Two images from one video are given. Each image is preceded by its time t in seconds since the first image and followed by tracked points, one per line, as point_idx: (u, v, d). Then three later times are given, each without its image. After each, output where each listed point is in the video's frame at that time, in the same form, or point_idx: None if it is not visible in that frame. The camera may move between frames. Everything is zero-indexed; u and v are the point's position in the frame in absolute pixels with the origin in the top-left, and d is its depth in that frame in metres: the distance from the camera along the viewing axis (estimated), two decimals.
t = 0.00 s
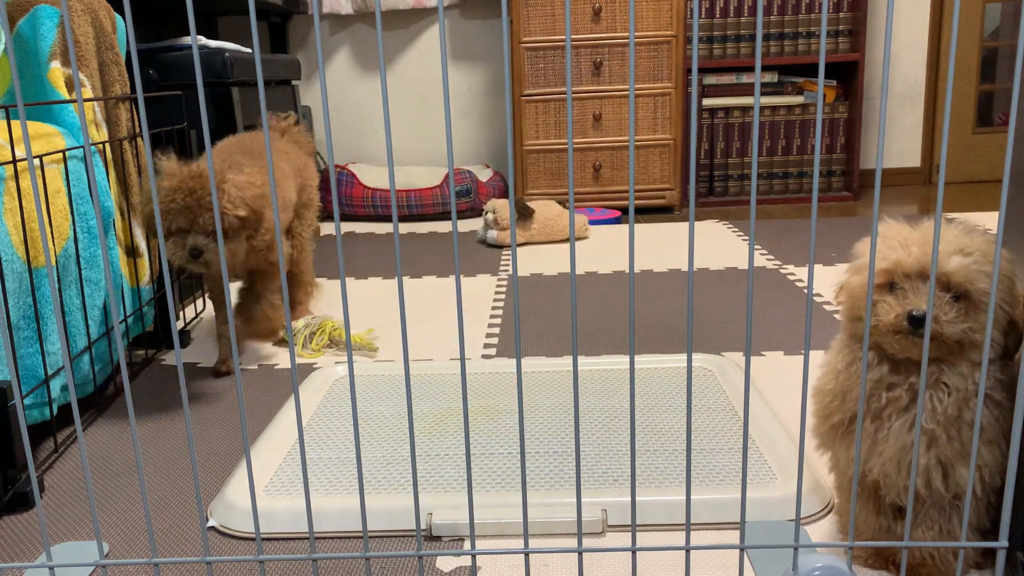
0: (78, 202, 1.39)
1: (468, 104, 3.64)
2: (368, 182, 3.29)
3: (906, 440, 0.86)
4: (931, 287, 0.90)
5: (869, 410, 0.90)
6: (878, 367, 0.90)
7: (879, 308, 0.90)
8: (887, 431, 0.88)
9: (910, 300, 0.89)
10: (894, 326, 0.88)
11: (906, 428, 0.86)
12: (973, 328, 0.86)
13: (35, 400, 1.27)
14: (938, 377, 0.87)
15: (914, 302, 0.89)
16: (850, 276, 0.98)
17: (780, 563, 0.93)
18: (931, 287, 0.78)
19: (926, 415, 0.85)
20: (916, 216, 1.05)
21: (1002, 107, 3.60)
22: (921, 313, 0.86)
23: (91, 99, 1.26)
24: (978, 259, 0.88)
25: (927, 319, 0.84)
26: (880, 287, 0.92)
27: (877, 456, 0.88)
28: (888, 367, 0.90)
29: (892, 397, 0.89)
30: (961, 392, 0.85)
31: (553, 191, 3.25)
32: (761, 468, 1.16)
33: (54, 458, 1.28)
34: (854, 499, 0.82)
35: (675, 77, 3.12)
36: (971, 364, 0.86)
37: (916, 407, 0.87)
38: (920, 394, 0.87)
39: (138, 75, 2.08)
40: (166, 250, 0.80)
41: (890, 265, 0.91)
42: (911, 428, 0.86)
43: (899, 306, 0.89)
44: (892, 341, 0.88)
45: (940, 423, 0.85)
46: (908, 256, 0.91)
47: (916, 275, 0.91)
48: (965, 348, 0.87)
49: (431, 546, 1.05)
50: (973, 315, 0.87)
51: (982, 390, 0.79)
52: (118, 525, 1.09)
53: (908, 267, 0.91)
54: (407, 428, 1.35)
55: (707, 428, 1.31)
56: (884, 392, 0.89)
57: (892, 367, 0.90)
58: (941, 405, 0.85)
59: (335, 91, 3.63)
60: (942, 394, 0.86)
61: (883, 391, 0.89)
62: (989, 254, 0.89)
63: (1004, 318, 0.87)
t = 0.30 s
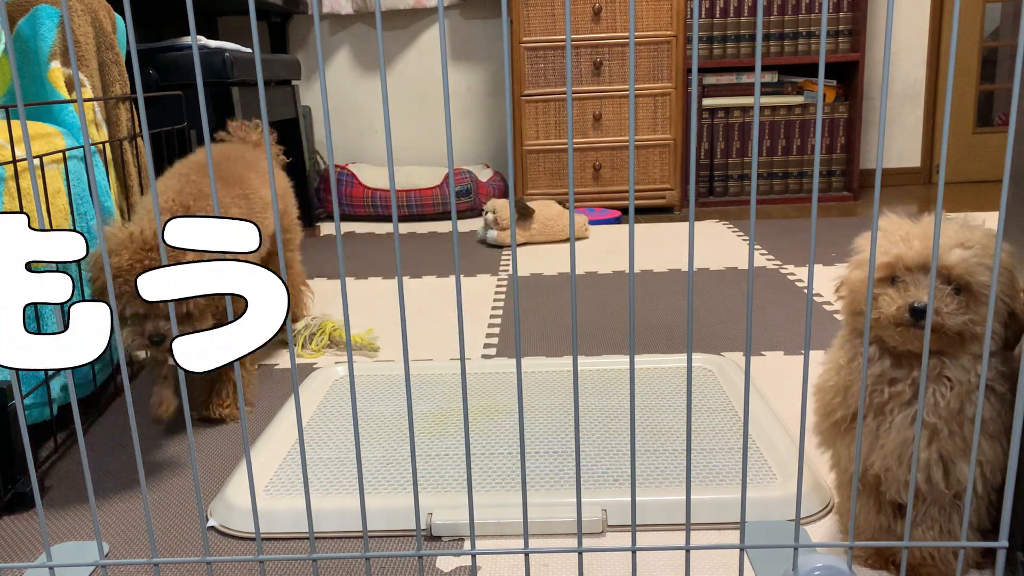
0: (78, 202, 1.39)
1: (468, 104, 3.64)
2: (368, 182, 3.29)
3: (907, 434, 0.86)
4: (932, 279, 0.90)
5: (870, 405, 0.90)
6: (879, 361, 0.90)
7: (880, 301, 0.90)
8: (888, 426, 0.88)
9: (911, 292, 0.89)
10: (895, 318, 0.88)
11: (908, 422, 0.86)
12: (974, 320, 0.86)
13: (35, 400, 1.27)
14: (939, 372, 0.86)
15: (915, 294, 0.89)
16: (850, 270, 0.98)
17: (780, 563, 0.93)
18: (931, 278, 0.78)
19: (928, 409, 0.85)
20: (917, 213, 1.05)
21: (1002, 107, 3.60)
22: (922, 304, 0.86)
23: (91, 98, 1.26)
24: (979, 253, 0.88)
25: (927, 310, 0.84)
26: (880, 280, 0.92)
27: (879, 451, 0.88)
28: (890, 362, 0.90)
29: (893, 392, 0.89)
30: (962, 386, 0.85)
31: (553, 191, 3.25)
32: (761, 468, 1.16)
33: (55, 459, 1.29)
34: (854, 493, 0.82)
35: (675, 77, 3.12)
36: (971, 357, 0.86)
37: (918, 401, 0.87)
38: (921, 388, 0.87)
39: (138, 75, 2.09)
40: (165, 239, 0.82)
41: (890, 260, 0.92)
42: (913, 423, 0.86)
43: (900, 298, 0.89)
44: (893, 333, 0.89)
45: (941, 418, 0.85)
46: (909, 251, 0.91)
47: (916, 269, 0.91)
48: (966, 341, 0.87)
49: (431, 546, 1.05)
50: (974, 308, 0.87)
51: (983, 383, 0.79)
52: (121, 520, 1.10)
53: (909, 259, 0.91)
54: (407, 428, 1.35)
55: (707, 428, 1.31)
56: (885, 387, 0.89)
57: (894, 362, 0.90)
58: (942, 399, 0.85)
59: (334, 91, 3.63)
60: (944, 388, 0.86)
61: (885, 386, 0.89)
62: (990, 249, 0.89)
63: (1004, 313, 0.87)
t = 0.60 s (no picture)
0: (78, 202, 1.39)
1: (468, 104, 3.64)
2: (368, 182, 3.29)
3: (907, 435, 0.86)
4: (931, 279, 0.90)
5: (871, 406, 0.90)
6: (879, 362, 0.90)
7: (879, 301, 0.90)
8: (889, 426, 0.88)
9: (911, 292, 0.89)
10: (894, 318, 0.88)
11: (908, 423, 0.86)
12: (974, 319, 0.86)
13: (35, 400, 1.27)
14: (939, 373, 0.86)
15: (914, 293, 0.89)
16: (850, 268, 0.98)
17: (780, 563, 0.93)
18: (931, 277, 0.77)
19: (928, 410, 0.85)
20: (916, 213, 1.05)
21: (1002, 107, 3.60)
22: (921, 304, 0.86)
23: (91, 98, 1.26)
24: (978, 254, 0.88)
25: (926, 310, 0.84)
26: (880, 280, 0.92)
27: (878, 451, 0.88)
28: (890, 362, 0.90)
29: (893, 392, 0.89)
30: (962, 387, 0.85)
31: (553, 192, 3.25)
32: (761, 468, 1.16)
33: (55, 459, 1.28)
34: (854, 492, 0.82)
35: (675, 77, 3.12)
36: (972, 357, 0.86)
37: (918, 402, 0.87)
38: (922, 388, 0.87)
39: (139, 75, 2.09)
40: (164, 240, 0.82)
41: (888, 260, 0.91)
42: (913, 423, 0.86)
43: (899, 298, 0.89)
44: (892, 333, 0.89)
45: (941, 419, 0.85)
46: (908, 250, 0.91)
47: (915, 269, 0.91)
48: (965, 340, 0.87)
49: (431, 546, 1.05)
50: (975, 307, 0.87)
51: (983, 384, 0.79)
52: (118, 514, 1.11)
53: (908, 260, 0.91)
54: (407, 428, 1.35)
55: (707, 428, 1.31)
56: (886, 387, 0.89)
57: (894, 362, 0.90)
58: (942, 400, 0.85)
59: (334, 91, 3.63)
60: (944, 389, 0.86)
61: (885, 386, 0.89)
62: (989, 249, 0.89)
63: (1004, 313, 0.87)
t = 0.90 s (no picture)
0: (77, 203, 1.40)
1: (468, 104, 3.64)
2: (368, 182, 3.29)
3: (906, 443, 0.86)
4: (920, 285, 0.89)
5: (870, 414, 0.90)
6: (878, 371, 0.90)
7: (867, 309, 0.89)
8: (889, 435, 0.88)
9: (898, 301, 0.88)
10: (880, 328, 0.87)
11: (909, 433, 0.86)
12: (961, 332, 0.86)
13: (35, 400, 1.27)
14: (939, 384, 0.86)
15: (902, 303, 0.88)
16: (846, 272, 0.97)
17: (781, 563, 0.93)
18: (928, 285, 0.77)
19: (928, 420, 0.85)
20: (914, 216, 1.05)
21: (1002, 108, 3.60)
22: (909, 314, 0.86)
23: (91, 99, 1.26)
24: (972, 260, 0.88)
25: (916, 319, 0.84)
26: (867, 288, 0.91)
27: (876, 459, 0.89)
28: (889, 371, 0.90)
29: (894, 402, 0.89)
30: (959, 399, 0.85)
31: (553, 192, 3.25)
32: (761, 468, 1.16)
33: (54, 459, 1.28)
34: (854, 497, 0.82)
35: (675, 77, 3.12)
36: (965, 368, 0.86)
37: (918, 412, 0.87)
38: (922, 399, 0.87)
39: (138, 76, 2.09)
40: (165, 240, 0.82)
41: (881, 264, 0.91)
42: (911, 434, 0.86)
43: (886, 307, 0.88)
44: (880, 343, 0.88)
45: (942, 429, 0.85)
46: (900, 253, 0.91)
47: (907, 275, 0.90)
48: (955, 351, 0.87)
49: (431, 546, 1.05)
50: (964, 319, 0.86)
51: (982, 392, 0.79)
52: (109, 518, 1.08)
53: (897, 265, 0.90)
54: (407, 428, 1.35)
55: (707, 428, 1.31)
56: (886, 396, 0.89)
57: (893, 372, 0.90)
58: (942, 410, 0.85)
59: (334, 91, 3.63)
60: (943, 400, 0.86)
61: (884, 395, 0.89)
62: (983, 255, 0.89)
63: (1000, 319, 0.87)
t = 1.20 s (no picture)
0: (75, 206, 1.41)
1: (468, 104, 3.64)
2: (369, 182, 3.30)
3: (891, 441, 0.86)
4: (920, 283, 0.90)
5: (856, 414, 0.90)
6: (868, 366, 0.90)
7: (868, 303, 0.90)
8: (873, 434, 0.88)
9: (899, 296, 0.89)
10: (880, 322, 0.88)
11: (894, 429, 0.87)
12: (957, 327, 0.86)
13: (35, 399, 1.28)
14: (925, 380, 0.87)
15: (903, 298, 0.89)
16: (837, 270, 0.97)
17: (781, 564, 0.93)
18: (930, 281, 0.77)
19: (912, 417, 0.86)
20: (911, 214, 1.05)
21: (1002, 108, 3.60)
22: (910, 309, 0.86)
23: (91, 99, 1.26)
24: (969, 261, 0.88)
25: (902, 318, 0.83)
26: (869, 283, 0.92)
27: (868, 460, 0.88)
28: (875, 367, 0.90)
29: (877, 400, 0.89)
30: (944, 393, 0.86)
31: (553, 192, 3.25)
32: (761, 468, 1.16)
33: (55, 459, 1.28)
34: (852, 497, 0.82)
35: (675, 77, 3.12)
36: (956, 364, 0.87)
37: (903, 409, 0.87)
38: (907, 395, 0.87)
39: (139, 75, 2.09)
40: (163, 243, 0.83)
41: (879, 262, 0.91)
42: (900, 430, 0.86)
43: (886, 302, 0.89)
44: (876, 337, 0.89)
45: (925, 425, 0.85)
46: (898, 253, 0.91)
47: (903, 274, 0.91)
48: (950, 348, 0.87)
49: (431, 546, 1.05)
50: (962, 316, 0.87)
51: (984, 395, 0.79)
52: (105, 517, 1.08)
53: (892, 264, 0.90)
54: (407, 428, 1.35)
55: (707, 428, 1.31)
56: (869, 394, 0.89)
57: (880, 367, 0.90)
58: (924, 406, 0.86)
59: (334, 91, 3.63)
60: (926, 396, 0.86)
61: (869, 393, 0.89)
62: (981, 256, 0.89)
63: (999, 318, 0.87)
